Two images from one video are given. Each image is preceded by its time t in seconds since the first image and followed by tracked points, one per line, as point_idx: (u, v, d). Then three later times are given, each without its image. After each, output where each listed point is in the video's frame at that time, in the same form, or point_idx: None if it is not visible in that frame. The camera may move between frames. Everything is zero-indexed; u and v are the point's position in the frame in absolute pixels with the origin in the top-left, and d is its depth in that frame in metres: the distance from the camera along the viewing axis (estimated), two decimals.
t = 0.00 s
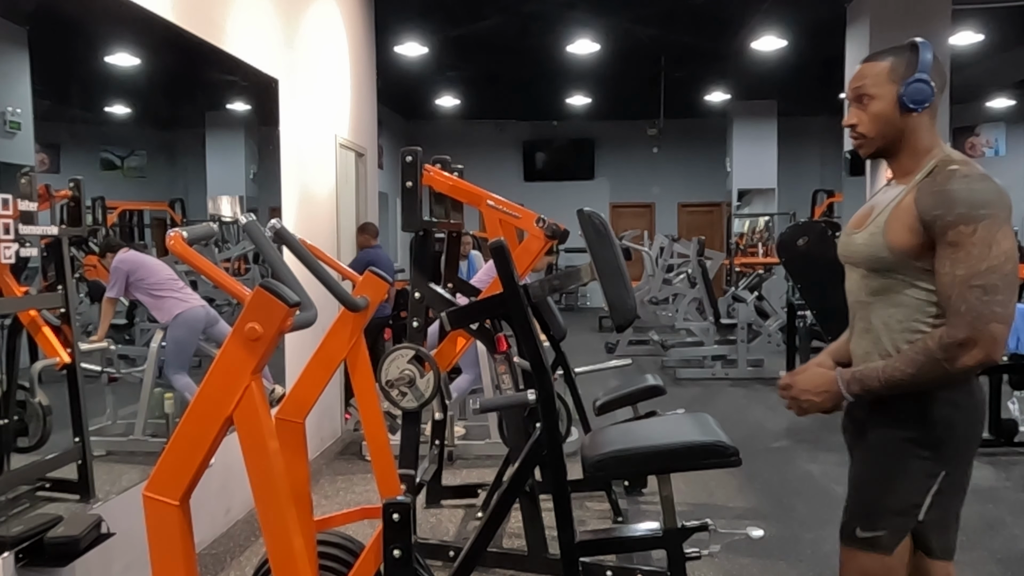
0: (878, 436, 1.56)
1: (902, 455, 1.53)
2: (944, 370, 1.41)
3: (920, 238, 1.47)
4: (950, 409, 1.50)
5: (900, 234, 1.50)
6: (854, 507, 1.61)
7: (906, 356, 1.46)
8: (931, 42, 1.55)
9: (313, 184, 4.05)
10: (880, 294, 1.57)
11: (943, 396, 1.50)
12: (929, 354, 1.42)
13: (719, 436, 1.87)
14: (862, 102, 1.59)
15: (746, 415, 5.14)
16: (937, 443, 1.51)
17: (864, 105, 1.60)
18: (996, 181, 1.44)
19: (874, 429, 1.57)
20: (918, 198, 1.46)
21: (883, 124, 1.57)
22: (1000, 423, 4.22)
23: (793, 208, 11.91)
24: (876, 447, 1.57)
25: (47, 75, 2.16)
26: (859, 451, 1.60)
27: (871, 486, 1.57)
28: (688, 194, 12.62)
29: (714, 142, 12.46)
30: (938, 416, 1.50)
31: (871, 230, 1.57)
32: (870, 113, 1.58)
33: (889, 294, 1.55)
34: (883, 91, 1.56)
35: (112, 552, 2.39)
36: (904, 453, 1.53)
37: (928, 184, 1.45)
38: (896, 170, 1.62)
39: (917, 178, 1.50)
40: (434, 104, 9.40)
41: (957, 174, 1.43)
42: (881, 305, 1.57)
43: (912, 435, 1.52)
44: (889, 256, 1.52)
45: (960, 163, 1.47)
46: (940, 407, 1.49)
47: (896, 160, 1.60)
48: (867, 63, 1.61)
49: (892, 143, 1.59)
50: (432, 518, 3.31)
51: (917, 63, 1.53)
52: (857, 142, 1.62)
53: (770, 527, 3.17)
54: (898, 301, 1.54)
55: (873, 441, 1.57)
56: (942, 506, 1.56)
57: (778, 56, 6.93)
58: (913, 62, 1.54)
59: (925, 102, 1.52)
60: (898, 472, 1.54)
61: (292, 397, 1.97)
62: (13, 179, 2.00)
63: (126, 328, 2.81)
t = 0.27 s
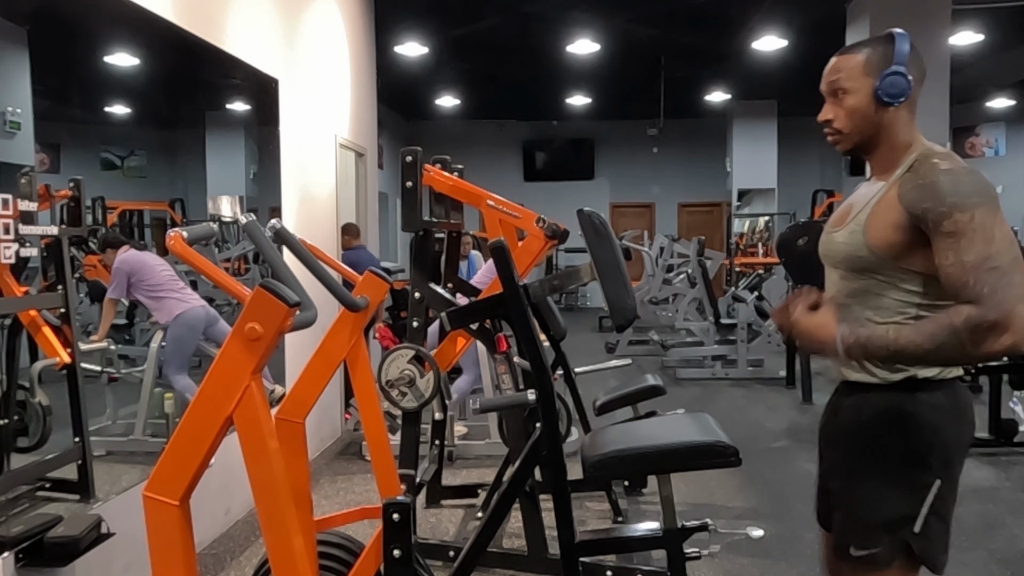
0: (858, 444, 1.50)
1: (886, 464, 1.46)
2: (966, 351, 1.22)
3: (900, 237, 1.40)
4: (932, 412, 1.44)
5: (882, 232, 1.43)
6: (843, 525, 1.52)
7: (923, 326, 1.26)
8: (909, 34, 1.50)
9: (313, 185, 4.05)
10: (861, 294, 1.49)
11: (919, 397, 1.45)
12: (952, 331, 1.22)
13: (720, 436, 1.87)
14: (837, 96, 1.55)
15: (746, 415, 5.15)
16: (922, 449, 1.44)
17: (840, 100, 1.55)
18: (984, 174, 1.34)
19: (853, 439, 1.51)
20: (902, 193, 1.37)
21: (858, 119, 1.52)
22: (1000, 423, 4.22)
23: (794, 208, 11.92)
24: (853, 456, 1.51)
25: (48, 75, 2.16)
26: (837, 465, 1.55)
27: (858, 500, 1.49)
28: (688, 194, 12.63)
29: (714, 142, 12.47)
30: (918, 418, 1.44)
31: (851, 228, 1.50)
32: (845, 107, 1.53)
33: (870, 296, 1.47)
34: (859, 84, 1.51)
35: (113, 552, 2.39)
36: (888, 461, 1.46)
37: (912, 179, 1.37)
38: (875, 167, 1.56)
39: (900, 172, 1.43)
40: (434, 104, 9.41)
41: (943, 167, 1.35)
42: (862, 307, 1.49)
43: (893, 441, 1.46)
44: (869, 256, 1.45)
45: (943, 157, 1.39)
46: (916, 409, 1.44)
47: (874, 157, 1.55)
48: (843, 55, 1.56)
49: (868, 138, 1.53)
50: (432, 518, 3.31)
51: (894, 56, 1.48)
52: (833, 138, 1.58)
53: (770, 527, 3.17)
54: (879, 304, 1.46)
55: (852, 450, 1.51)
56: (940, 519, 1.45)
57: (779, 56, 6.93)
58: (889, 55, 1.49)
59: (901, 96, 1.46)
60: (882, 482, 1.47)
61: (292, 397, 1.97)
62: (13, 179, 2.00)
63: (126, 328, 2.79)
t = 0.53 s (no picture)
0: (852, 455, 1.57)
1: (880, 474, 1.54)
2: (957, 335, 1.31)
3: (878, 237, 1.49)
4: (919, 416, 1.52)
5: (860, 234, 1.52)
6: (839, 534, 1.59)
7: (914, 309, 1.37)
8: (885, 35, 1.56)
9: (313, 185, 4.05)
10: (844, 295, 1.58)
11: (903, 402, 1.53)
12: (942, 315, 1.32)
13: (720, 436, 1.87)
14: (817, 99, 1.61)
15: (746, 416, 5.15)
16: (913, 455, 1.52)
17: (820, 102, 1.62)
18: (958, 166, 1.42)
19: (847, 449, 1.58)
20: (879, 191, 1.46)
21: (838, 122, 1.59)
22: (1000, 423, 4.22)
23: (793, 208, 11.92)
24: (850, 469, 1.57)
25: (47, 75, 2.16)
26: (832, 476, 1.61)
27: (855, 509, 1.56)
28: (688, 194, 12.62)
29: (714, 142, 12.47)
30: (906, 425, 1.52)
31: (832, 229, 1.59)
32: (825, 111, 1.60)
33: (851, 296, 1.57)
34: (837, 87, 1.57)
35: (112, 552, 2.39)
36: (882, 471, 1.54)
37: (891, 177, 1.45)
38: (856, 166, 1.63)
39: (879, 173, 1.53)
40: (434, 104, 9.40)
41: (919, 164, 1.43)
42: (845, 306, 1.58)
43: (885, 450, 1.53)
44: (849, 257, 1.55)
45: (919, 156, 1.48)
46: (906, 419, 1.52)
47: (856, 157, 1.62)
48: (822, 58, 1.62)
49: (848, 140, 1.60)
50: (432, 518, 3.31)
51: (871, 58, 1.54)
52: (814, 141, 1.65)
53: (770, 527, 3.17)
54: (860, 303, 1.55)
55: (849, 464, 1.58)
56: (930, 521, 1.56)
57: (778, 56, 6.93)
58: (867, 57, 1.55)
59: (881, 98, 1.53)
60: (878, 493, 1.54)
61: (292, 397, 1.97)
62: (13, 179, 2.00)
63: (126, 328, 2.79)
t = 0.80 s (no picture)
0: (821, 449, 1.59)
1: (848, 468, 1.55)
2: (927, 326, 1.32)
3: (853, 231, 1.49)
4: (887, 411, 1.53)
5: (836, 227, 1.52)
6: (809, 524, 1.61)
7: (886, 305, 1.37)
8: (872, 37, 1.55)
9: (313, 186, 4.05)
10: (815, 288, 1.59)
11: (872, 398, 1.53)
12: (913, 309, 1.33)
13: (718, 436, 1.87)
14: (802, 99, 1.60)
15: (745, 416, 5.15)
16: (881, 449, 1.52)
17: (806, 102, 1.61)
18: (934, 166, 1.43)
19: (816, 443, 1.60)
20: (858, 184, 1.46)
21: (824, 122, 1.58)
22: (1000, 423, 4.22)
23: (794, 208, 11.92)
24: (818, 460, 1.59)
25: (47, 75, 2.16)
26: (803, 470, 1.62)
27: (824, 500, 1.59)
28: (688, 194, 12.63)
29: (714, 142, 12.47)
30: (874, 421, 1.53)
31: (809, 223, 1.60)
32: (810, 111, 1.59)
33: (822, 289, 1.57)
34: (824, 88, 1.56)
35: (112, 552, 2.39)
36: (850, 464, 1.55)
37: (870, 171, 1.46)
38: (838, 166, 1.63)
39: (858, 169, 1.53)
40: (434, 104, 9.40)
41: (897, 161, 1.44)
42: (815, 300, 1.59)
43: (852, 444, 1.54)
44: (824, 249, 1.55)
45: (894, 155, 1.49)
46: (873, 414, 1.53)
47: (840, 156, 1.61)
48: (808, 58, 1.60)
49: (833, 140, 1.59)
50: (432, 518, 3.31)
51: (857, 58, 1.53)
52: (799, 140, 1.64)
53: (770, 527, 3.17)
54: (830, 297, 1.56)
55: (819, 458, 1.59)
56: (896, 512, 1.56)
57: (778, 56, 6.92)
58: (853, 59, 1.54)
59: (864, 99, 1.52)
60: (846, 485, 1.56)
61: (292, 397, 1.97)
62: (13, 179, 2.00)
63: (126, 328, 2.79)
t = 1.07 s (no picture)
0: (806, 443, 1.59)
1: (832, 460, 1.56)
2: (924, 326, 1.35)
3: (835, 228, 1.51)
4: (868, 404, 1.54)
5: (816, 223, 1.53)
6: (795, 515, 1.62)
7: (883, 317, 1.39)
8: (846, 44, 1.59)
9: (313, 186, 4.05)
10: (798, 282, 1.60)
11: (854, 392, 1.54)
12: (908, 311, 1.35)
13: (719, 436, 1.87)
14: (781, 105, 1.63)
15: (745, 416, 5.15)
16: (863, 441, 1.54)
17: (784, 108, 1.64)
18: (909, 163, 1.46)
19: (800, 437, 1.60)
20: (836, 185, 1.50)
21: (803, 126, 1.61)
22: (1000, 423, 4.22)
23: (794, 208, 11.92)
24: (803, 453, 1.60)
25: (47, 75, 2.15)
26: (789, 462, 1.63)
27: (809, 492, 1.59)
28: (688, 194, 12.63)
29: (714, 142, 12.47)
30: (858, 415, 1.54)
31: (789, 219, 1.60)
32: (789, 116, 1.62)
33: (805, 283, 1.59)
34: (801, 94, 1.60)
35: (112, 552, 2.39)
36: (834, 456, 1.56)
37: (848, 171, 1.49)
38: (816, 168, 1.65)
39: (833, 169, 1.55)
40: (434, 104, 9.40)
41: (874, 159, 1.47)
42: (799, 295, 1.60)
43: (836, 437, 1.55)
44: (805, 245, 1.56)
45: (871, 153, 1.51)
46: (859, 407, 1.54)
47: (817, 158, 1.63)
48: (786, 65, 1.64)
49: (812, 143, 1.62)
50: (432, 518, 3.31)
51: (833, 66, 1.57)
52: (779, 144, 1.67)
53: (770, 527, 3.17)
54: (813, 291, 1.58)
55: (810, 455, 1.59)
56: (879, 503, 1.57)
57: (779, 56, 6.92)
58: (828, 66, 1.58)
59: (840, 105, 1.56)
60: (830, 477, 1.57)
61: (292, 397, 1.97)
62: (13, 179, 2.00)
63: (126, 328, 2.80)
